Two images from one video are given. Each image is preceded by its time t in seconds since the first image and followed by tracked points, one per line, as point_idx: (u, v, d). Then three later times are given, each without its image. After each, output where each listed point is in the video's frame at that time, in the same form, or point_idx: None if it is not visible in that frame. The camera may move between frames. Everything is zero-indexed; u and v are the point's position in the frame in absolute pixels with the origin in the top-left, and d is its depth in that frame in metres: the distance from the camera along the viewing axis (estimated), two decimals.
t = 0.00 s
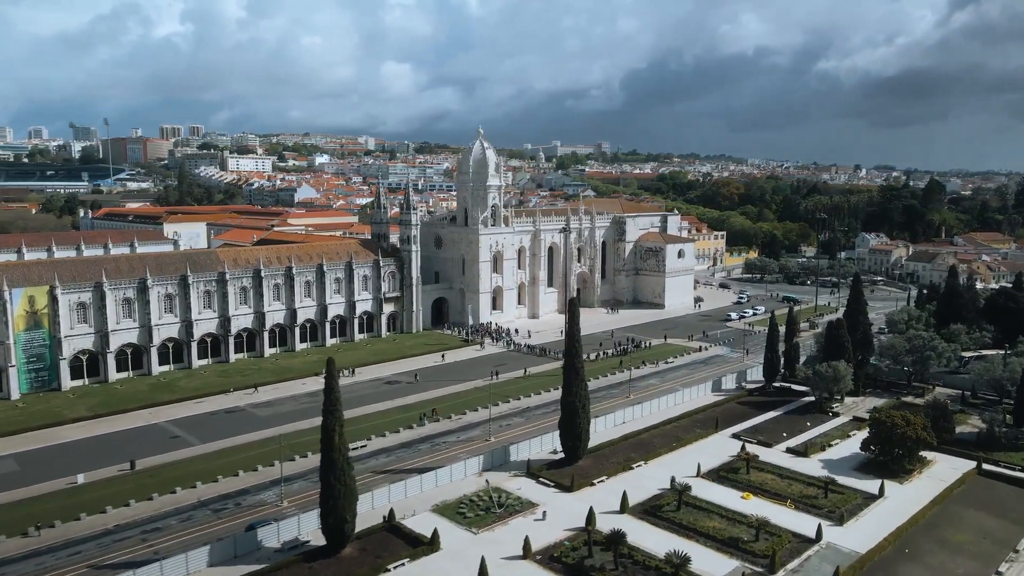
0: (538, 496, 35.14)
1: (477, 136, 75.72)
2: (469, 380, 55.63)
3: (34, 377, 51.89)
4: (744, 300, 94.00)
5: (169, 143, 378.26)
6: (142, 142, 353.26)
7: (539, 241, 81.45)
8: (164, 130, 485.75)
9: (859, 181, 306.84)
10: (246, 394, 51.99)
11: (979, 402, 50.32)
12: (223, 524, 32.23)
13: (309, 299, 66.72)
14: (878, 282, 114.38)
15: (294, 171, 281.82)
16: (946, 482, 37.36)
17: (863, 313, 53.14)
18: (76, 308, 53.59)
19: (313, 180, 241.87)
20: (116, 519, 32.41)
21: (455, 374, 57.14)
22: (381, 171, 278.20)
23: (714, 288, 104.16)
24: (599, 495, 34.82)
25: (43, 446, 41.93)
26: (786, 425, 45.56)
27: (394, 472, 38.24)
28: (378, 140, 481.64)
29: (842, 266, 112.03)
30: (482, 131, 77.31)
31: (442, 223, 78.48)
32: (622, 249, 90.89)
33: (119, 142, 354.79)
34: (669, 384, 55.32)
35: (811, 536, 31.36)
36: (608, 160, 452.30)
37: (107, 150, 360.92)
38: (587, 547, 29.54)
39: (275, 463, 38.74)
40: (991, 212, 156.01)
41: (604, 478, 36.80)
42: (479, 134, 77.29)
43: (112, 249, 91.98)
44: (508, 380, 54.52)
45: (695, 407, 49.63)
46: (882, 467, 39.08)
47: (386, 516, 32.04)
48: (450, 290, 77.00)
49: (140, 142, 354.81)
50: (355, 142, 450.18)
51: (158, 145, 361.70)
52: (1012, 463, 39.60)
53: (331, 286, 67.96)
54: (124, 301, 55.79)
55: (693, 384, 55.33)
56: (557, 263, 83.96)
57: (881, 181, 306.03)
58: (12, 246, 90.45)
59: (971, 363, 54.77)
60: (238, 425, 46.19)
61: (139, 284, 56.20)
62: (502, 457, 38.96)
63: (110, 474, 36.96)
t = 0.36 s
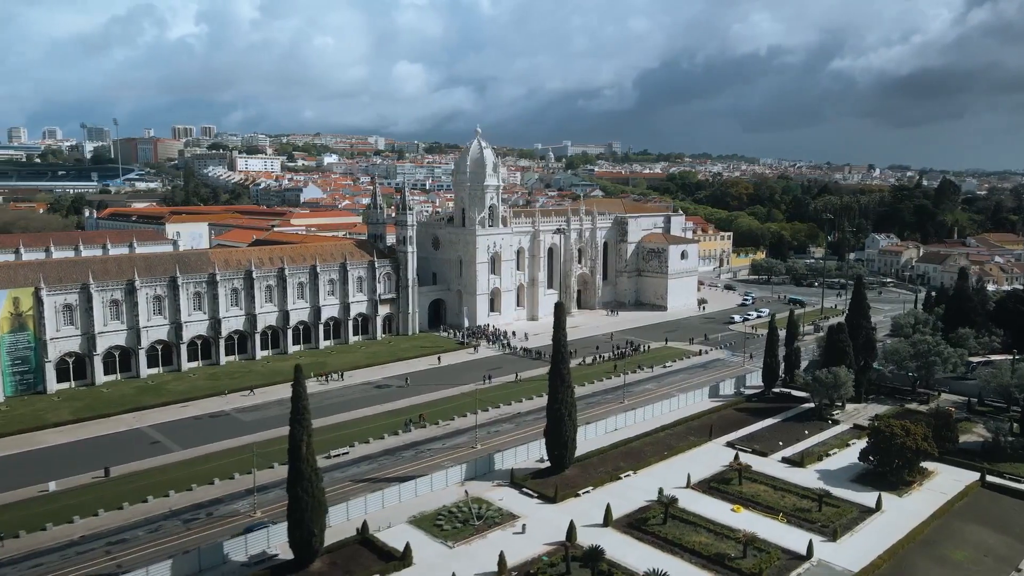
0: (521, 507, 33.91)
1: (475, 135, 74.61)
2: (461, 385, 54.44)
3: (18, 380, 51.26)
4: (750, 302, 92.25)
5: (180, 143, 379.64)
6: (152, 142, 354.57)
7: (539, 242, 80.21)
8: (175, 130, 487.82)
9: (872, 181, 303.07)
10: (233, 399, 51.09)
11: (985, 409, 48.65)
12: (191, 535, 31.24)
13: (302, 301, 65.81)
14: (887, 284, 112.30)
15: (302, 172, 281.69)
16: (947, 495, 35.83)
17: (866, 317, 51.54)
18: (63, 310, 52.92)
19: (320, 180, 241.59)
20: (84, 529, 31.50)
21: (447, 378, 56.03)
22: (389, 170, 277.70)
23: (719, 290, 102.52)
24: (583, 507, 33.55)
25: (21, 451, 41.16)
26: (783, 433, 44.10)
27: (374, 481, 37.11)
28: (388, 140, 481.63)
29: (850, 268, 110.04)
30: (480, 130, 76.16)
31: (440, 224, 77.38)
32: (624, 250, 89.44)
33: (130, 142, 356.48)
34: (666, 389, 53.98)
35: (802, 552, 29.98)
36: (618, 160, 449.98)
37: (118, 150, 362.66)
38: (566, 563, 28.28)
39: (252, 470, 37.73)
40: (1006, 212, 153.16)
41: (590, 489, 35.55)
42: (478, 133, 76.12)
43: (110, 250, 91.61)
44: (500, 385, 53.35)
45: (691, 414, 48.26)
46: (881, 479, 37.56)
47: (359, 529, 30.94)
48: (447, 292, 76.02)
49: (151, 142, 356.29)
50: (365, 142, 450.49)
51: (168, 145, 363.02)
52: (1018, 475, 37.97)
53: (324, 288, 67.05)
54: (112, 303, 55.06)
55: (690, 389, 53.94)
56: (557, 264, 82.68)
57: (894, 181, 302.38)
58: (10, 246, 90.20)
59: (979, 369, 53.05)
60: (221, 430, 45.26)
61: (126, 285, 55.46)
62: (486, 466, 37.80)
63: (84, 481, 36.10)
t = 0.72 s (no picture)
0: (500, 519, 32.70)
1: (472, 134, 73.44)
2: (452, 389, 53.34)
3: (3, 383, 50.59)
4: (754, 304, 90.58)
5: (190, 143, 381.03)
6: (163, 142, 355.59)
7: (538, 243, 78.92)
8: (187, 131, 489.58)
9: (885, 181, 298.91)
10: (219, 402, 50.19)
11: (992, 418, 46.95)
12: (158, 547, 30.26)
13: (295, 303, 64.89)
14: (897, 285, 110.14)
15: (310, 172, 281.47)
16: (948, 509, 34.29)
17: (868, 321, 49.94)
18: (48, 311, 52.20)
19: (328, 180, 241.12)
20: (48, 540, 30.59)
21: (439, 383, 54.89)
22: (397, 170, 277.09)
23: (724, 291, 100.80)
24: (565, 520, 32.30)
25: None
26: (779, 441, 42.68)
27: (352, 490, 36.02)
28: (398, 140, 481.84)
29: (859, 269, 108.05)
30: (478, 129, 74.97)
31: (437, 224, 76.25)
32: (626, 251, 87.97)
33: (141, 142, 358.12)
34: (662, 394, 52.59)
35: (791, 570, 28.60)
36: (628, 160, 447.44)
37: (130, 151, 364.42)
38: None
39: (228, 478, 36.73)
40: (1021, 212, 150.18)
41: (574, 501, 34.30)
42: (475, 132, 74.92)
43: (109, 250, 91.12)
44: (492, 391, 52.18)
45: (686, 421, 46.89)
46: (879, 491, 36.01)
47: (330, 542, 29.84)
48: (444, 293, 74.93)
49: (161, 142, 357.72)
50: (375, 142, 450.65)
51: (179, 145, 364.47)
52: None
53: (318, 289, 66.10)
54: (99, 305, 54.28)
55: (687, 394, 52.53)
56: (557, 265, 81.38)
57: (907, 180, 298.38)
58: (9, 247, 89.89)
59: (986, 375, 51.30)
60: (203, 435, 44.35)
61: (114, 286, 54.68)
62: (468, 475, 36.63)
63: (56, 489, 35.25)
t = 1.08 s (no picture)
0: (481, 530, 31.65)
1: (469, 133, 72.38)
2: (444, 393, 52.33)
3: None
4: (759, 306, 89.10)
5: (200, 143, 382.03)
6: (172, 142, 356.63)
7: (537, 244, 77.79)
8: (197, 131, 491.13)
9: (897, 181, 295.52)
10: (206, 406, 49.39)
11: (998, 426, 45.46)
12: (126, 558, 29.37)
13: (288, 304, 64.05)
14: (906, 287, 108.25)
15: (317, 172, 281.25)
16: (948, 523, 32.95)
17: (871, 322, 48.41)
18: (35, 313, 51.55)
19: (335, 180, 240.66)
20: (15, 549, 29.77)
21: (430, 387, 53.92)
22: (404, 170, 276.59)
23: (729, 292, 99.32)
24: (547, 532, 31.21)
25: None
26: (775, 449, 41.42)
27: (332, 499, 35.02)
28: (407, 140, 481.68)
29: (867, 270, 106.27)
30: (475, 128, 73.88)
31: (434, 225, 75.25)
32: (627, 252, 86.66)
33: (151, 142, 359.86)
34: (657, 398, 51.40)
35: None
36: (638, 159, 445.20)
37: (141, 151, 366.33)
38: None
39: (205, 486, 35.83)
40: None
41: (558, 511, 33.21)
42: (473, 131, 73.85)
43: (107, 250, 90.72)
44: (484, 395, 51.11)
45: (681, 427, 45.67)
46: (877, 503, 34.71)
47: (302, 555, 28.85)
48: (441, 295, 74.02)
49: (171, 142, 358.89)
50: (384, 142, 450.79)
51: (188, 145, 365.38)
52: None
53: (312, 290, 65.28)
54: (87, 306, 53.61)
55: (684, 399, 51.30)
56: (557, 266, 80.24)
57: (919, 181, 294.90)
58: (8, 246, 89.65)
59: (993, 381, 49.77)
60: (187, 440, 43.54)
61: (102, 287, 53.99)
62: (451, 484, 35.62)
63: (29, 496, 34.47)
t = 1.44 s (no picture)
0: (457, 544, 30.45)
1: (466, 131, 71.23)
2: (434, 397, 51.18)
3: None
4: (763, 308, 87.36)
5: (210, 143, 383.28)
6: (183, 142, 357.65)
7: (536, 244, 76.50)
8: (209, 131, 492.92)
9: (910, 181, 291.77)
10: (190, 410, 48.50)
11: (1005, 435, 43.80)
12: (88, 571, 28.41)
13: (280, 306, 63.13)
14: (916, 289, 106.11)
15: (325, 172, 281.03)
16: (948, 539, 31.44)
17: (873, 323, 46.83)
18: (19, 315, 50.87)
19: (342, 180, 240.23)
20: None
21: (421, 391, 52.79)
22: (412, 170, 275.79)
23: (734, 294, 97.68)
24: (526, 547, 29.97)
25: None
26: (770, 458, 39.96)
27: (307, 508, 33.85)
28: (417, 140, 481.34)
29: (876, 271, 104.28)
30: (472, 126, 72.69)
31: (431, 225, 74.12)
32: (629, 253, 85.20)
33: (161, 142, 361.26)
34: (652, 404, 50.01)
35: None
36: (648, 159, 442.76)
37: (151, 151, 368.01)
38: None
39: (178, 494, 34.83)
40: None
41: (539, 524, 31.97)
42: (470, 130, 72.63)
43: (106, 250, 90.26)
44: (474, 401, 49.92)
45: (675, 434, 44.28)
46: (873, 517, 33.24)
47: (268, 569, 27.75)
48: (438, 296, 72.92)
49: (181, 142, 360.03)
50: (394, 142, 450.71)
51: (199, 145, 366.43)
52: None
53: (304, 292, 64.32)
54: (73, 308, 52.89)
55: (680, 405, 49.89)
56: (556, 267, 78.99)
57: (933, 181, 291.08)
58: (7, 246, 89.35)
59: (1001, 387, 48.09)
60: (167, 445, 42.62)
61: (89, 289, 53.24)
62: (431, 494, 34.46)
63: None
